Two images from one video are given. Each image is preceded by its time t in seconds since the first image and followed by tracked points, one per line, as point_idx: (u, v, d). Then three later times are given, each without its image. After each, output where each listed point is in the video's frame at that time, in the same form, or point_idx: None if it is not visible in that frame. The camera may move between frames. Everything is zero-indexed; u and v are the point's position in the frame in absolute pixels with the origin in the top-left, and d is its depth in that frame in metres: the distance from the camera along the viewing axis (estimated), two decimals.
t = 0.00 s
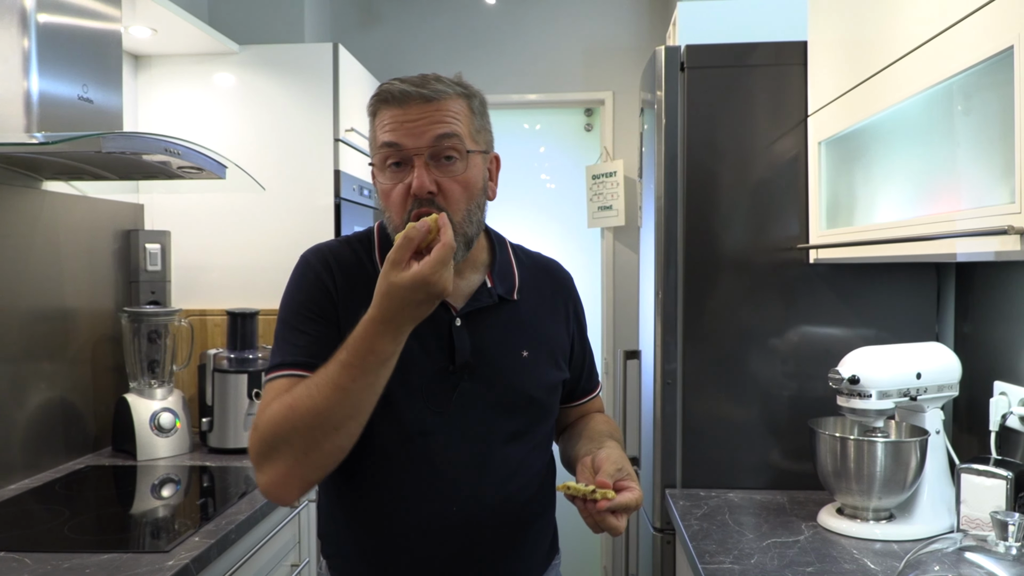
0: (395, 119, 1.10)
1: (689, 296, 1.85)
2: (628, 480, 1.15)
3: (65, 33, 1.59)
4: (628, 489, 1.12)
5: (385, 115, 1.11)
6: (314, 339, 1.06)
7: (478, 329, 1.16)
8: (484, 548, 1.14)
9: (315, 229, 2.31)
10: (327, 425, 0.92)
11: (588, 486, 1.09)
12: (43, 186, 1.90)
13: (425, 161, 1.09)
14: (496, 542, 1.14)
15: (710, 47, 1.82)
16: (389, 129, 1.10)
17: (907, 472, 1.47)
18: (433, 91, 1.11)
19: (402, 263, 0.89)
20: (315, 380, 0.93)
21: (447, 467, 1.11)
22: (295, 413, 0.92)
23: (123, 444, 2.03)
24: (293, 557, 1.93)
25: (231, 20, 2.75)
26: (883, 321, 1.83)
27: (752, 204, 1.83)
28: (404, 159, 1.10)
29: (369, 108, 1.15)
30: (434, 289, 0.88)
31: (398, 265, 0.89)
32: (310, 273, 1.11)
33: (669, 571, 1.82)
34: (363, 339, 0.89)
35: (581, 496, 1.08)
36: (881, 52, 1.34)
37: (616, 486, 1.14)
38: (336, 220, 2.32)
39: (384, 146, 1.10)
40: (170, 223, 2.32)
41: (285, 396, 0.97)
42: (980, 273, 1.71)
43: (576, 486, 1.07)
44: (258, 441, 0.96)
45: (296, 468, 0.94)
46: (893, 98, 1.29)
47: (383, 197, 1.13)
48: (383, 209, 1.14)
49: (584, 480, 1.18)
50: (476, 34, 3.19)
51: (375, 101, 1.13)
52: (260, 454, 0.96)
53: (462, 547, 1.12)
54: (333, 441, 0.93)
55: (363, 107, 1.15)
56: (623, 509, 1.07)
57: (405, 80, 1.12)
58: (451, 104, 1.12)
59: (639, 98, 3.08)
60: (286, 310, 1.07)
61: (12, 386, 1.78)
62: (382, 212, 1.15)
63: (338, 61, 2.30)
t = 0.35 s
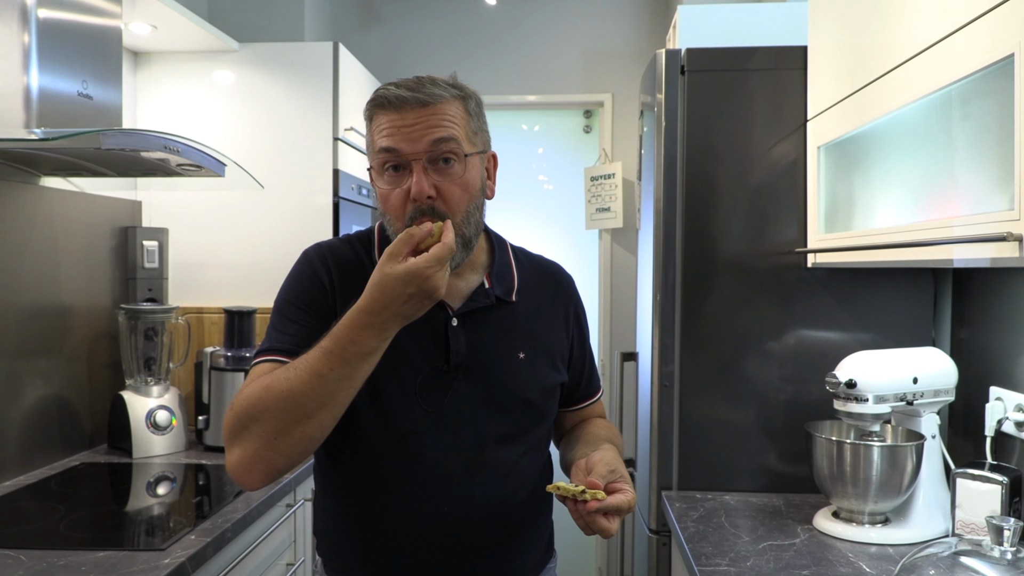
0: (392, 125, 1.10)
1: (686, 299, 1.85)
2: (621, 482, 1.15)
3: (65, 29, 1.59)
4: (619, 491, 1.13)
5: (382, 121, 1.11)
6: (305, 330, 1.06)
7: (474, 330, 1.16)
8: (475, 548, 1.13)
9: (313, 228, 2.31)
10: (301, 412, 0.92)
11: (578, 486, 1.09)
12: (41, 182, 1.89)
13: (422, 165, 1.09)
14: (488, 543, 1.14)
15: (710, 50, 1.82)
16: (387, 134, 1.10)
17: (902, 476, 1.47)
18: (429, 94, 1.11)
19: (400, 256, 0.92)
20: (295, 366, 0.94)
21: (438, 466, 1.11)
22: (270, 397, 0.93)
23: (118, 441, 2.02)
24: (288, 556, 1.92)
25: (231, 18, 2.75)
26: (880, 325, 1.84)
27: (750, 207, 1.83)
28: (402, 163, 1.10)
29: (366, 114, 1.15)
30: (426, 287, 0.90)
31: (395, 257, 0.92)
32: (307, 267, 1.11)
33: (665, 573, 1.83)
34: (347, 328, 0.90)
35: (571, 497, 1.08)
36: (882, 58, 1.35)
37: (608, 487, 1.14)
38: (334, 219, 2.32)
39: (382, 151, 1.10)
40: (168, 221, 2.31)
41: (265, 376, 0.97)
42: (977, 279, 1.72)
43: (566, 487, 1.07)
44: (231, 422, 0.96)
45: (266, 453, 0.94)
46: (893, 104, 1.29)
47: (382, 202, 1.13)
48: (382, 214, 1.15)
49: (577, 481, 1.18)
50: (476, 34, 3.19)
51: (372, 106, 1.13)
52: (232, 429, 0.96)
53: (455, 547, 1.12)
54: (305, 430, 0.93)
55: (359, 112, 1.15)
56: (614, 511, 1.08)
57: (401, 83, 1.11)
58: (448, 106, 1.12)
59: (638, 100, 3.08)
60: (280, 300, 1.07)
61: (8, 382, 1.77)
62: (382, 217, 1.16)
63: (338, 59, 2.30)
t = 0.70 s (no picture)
0: (405, 107, 1.10)
1: (684, 295, 1.85)
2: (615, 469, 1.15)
3: (64, 20, 1.58)
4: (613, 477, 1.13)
5: (394, 102, 1.11)
6: (308, 324, 1.06)
7: (472, 321, 1.16)
8: (472, 540, 1.14)
9: (311, 222, 2.31)
10: (313, 420, 0.92)
11: (572, 469, 1.10)
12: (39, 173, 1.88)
13: (433, 149, 1.09)
14: (485, 535, 1.15)
15: (711, 47, 1.82)
16: (397, 115, 1.10)
17: (898, 473, 1.48)
18: (444, 81, 1.12)
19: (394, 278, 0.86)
20: (303, 380, 0.93)
21: (438, 459, 1.11)
22: (284, 404, 0.93)
23: (115, 434, 2.02)
24: (284, 549, 1.92)
25: (230, 10, 2.74)
26: (877, 323, 1.84)
27: (749, 204, 1.84)
28: (412, 145, 1.09)
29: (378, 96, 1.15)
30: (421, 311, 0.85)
31: (384, 284, 0.85)
32: (307, 259, 1.11)
33: (660, 569, 1.83)
34: (350, 344, 0.88)
35: (565, 479, 1.08)
36: (882, 56, 1.35)
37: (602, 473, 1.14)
38: (333, 213, 2.32)
39: (391, 131, 1.10)
40: (166, 214, 2.31)
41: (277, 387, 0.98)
42: (974, 278, 1.72)
43: (561, 470, 1.08)
44: (251, 423, 0.98)
45: (284, 454, 0.96)
46: (892, 101, 1.29)
47: (386, 183, 1.12)
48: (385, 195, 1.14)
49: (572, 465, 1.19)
50: (476, 30, 3.18)
51: (386, 89, 1.13)
52: (252, 440, 0.98)
53: (451, 539, 1.12)
54: (320, 436, 0.94)
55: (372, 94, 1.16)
56: (607, 495, 1.08)
57: (417, 70, 1.13)
58: (461, 95, 1.13)
59: (638, 97, 3.08)
60: (282, 295, 1.07)
61: (5, 373, 1.77)
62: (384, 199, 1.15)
63: (338, 54, 2.29)
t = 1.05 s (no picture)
0: (410, 115, 1.10)
1: (681, 296, 1.85)
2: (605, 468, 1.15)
3: (60, 22, 1.58)
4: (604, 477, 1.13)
5: (400, 110, 1.11)
6: (304, 335, 1.06)
7: (467, 324, 1.17)
8: (473, 542, 1.14)
9: (307, 224, 2.31)
10: (318, 454, 0.92)
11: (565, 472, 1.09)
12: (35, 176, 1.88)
13: (439, 160, 1.09)
14: (485, 536, 1.15)
15: (706, 48, 1.82)
16: (403, 123, 1.10)
17: (895, 472, 1.48)
18: (450, 90, 1.12)
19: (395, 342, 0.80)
20: (307, 413, 0.92)
21: (438, 462, 1.11)
22: (290, 435, 0.93)
23: (112, 437, 2.02)
24: (283, 551, 1.92)
25: (226, 12, 2.74)
26: (874, 323, 1.84)
27: (745, 205, 1.84)
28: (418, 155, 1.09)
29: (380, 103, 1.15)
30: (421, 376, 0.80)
31: (383, 344, 0.80)
32: (302, 270, 1.11)
33: (659, 569, 1.84)
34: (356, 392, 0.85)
35: (559, 483, 1.08)
36: (876, 56, 1.35)
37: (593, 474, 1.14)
38: (330, 215, 2.32)
39: (398, 139, 1.09)
40: (162, 216, 2.30)
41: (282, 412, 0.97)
42: (970, 278, 1.73)
43: (555, 474, 1.07)
44: (253, 445, 0.98)
45: (287, 478, 0.96)
46: (888, 102, 1.30)
47: (389, 191, 1.12)
48: (387, 201, 1.13)
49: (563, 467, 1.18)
50: (473, 31, 3.18)
51: (390, 95, 1.13)
52: (255, 461, 0.98)
53: (451, 542, 1.13)
54: (323, 466, 0.94)
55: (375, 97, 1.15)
56: (600, 496, 1.08)
57: (423, 78, 1.13)
58: (467, 105, 1.13)
59: (634, 97, 3.08)
60: (278, 308, 1.07)
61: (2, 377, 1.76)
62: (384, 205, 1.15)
63: (333, 55, 2.29)
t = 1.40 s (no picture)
0: (442, 128, 1.08)
1: (683, 300, 1.85)
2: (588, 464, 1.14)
3: (64, 26, 1.59)
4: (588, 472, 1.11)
5: (430, 123, 1.09)
6: (310, 338, 1.06)
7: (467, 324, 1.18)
8: (480, 540, 1.14)
9: (311, 227, 2.31)
10: (346, 452, 0.93)
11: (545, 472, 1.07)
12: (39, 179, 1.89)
13: (472, 173, 1.09)
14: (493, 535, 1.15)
15: (709, 52, 1.82)
16: (428, 131, 1.09)
17: (898, 478, 1.48)
18: (468, 97, 1.12)
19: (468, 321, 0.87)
20: (339, 413, 0.94)
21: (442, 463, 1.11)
22: (323, 428, 0.94)
23: (114, 439, 2.02)
24: (284, 554, 1.92)
25: (231, 15, 2.75)
26: (877, 328, 1.84)
27: (748, 209, 1.84)
28: (450, 169, 1.08)
29: (399, 110, 1.11)
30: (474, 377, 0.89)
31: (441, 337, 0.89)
32: (301, 275, 1.11)
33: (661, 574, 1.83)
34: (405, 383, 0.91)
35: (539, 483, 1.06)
36: (880, 61, 1.35)
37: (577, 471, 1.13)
38: (333, 218, 2.32)
39: (428, 151, 1.08)
40: (166, 218, 2.31)
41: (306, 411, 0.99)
42: (973, 283, 1.72)
43: (532, 475, 1.04)
44: (272, 439, 0.96)
45: (301, 479, 0.95)
46: (891, 107, 1.30)
47: (415, 202, 1.10)
48: (409, 211, 1.12)
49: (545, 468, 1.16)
50: (476, 35, 3.19)
51: (415, 106, 1.09)
52: (265, 460, 0.98)
53: (457, 541, 1.12)
54: (343, 469, 0.94)
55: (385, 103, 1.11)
56: (584, 492, 1.06)
57: (447, 87, 1.11)
58: (482, 111, 1.14)
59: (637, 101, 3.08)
60: (282, 311, 1.07)
61: (5, 379, 1.77)
62: (403, 214, 1.13)
63: (337, 58, 2.30)
